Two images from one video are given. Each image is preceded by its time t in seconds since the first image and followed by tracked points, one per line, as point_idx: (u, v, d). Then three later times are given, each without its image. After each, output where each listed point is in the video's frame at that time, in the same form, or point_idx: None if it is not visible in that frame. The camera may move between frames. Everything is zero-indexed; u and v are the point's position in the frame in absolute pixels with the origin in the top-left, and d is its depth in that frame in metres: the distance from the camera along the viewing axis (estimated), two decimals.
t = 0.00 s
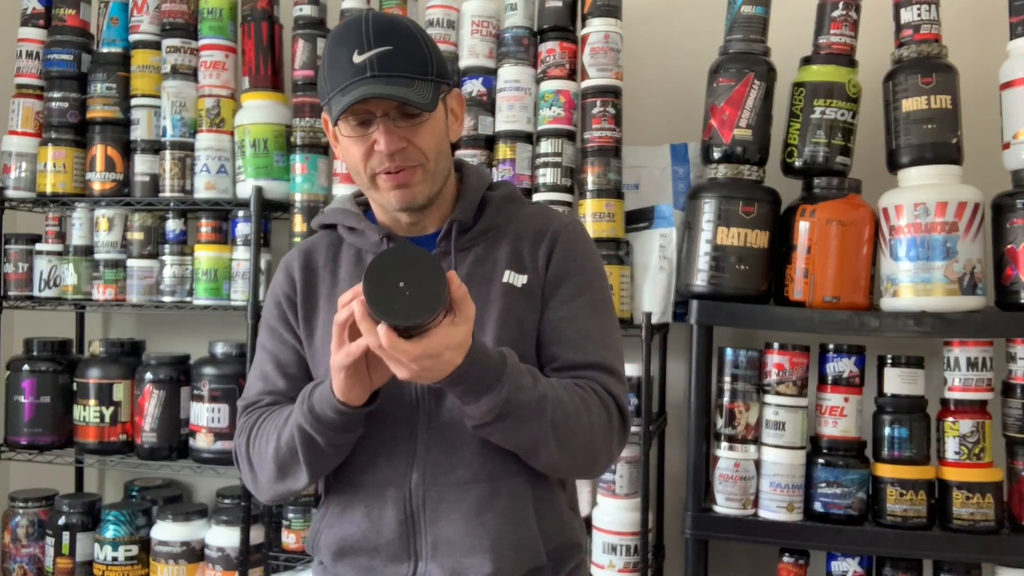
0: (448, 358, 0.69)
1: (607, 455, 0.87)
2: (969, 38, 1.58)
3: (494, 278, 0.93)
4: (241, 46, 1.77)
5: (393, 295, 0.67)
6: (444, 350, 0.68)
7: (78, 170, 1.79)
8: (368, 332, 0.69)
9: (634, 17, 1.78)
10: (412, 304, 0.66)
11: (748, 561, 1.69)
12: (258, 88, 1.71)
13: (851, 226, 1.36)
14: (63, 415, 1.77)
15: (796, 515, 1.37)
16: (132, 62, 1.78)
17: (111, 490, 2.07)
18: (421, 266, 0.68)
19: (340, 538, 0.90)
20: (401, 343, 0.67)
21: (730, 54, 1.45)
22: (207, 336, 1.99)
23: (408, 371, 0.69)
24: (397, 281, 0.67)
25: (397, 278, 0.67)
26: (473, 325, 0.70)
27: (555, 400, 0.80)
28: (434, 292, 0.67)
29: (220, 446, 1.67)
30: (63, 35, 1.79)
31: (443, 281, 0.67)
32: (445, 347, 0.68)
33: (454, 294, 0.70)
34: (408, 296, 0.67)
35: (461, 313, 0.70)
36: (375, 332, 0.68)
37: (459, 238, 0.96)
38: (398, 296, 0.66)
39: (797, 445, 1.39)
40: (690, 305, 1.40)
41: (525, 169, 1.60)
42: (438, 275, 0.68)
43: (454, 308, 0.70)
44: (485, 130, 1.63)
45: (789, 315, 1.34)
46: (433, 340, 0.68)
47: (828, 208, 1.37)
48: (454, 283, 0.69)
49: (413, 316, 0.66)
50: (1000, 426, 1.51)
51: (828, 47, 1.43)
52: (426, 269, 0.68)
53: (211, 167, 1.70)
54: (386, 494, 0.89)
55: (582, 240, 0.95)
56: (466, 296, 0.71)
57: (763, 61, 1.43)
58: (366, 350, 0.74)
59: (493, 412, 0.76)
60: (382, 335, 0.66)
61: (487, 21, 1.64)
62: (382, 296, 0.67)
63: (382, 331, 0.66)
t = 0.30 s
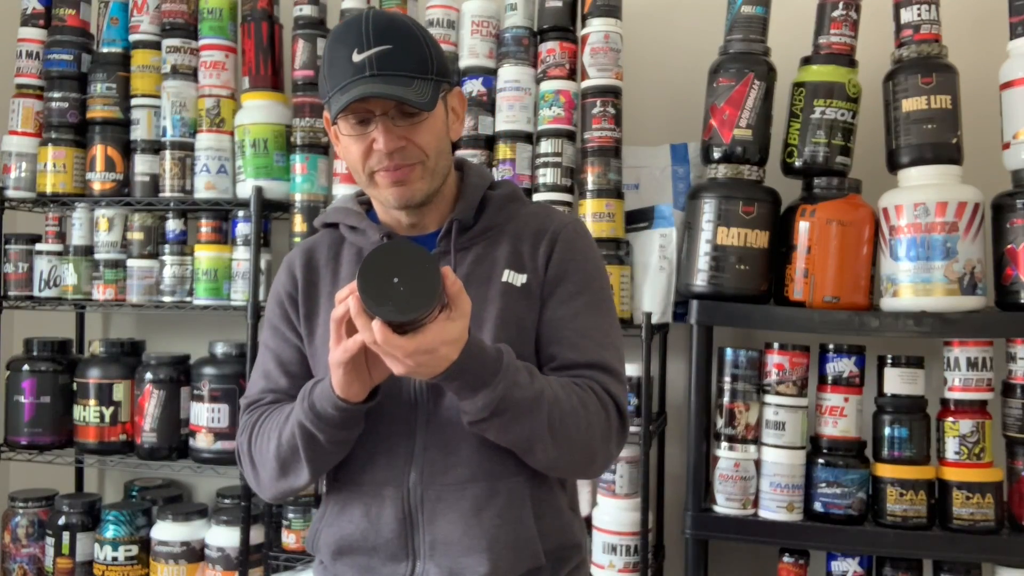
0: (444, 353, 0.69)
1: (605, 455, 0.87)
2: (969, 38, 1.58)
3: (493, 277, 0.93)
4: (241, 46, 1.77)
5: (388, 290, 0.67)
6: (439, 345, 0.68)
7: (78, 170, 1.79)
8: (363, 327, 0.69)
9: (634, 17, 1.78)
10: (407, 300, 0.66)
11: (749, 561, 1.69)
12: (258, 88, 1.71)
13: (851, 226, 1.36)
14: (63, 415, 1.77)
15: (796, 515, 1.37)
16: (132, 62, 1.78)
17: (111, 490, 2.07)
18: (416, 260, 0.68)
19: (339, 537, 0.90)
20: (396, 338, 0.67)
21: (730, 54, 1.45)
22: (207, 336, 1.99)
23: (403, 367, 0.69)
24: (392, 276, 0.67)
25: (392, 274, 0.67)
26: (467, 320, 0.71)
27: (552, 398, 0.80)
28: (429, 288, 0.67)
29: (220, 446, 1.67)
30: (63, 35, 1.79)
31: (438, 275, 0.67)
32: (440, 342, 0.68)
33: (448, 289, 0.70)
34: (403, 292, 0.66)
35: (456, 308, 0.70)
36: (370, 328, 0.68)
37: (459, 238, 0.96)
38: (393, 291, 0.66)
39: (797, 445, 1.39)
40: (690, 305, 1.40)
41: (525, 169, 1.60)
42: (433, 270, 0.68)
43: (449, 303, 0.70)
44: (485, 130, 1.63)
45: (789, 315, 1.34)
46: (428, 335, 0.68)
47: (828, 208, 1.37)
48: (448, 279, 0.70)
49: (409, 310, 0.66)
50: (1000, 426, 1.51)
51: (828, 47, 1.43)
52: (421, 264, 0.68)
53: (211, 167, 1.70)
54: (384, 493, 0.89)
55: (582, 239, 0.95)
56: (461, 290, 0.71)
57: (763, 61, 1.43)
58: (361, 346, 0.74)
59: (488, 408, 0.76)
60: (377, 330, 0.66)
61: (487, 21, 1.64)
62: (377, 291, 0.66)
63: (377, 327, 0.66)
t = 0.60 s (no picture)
0: (448, 347, 0.69)
1: (612, 456, 0.86)
2: (969, 38, 1.58)
3: (502, 275, 0.93)
4: (241, 46, 1.77)
5: (393, 280, 0.67)
6: (444, 338, 0.68)
7: (78, 170, 1.79)
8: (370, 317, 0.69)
9: (634, 17, 1.78)
10: (412, 290, 0.66)
11: (748, 561, 1.69)
12: (258, 88, 1.71)
13: (850, 226, 1.36)
14: (63, 415, 1.77)
15: (796, 515, 1.37)
16: (131, 62, 1.78)
17: (111, 490, 2.07)
18: (423, 251, 0.68)
19: (345, 533, 0.90)
20: (400, 329, 0.67)
21: (730, 54, 1.45)
22: (207, 336, 1.99)
23: (408, 359, 0.69)
24: (398, 266, 0.67)
25: (398, 264, 0.68)
26: (474, 313, 0.70)
27: (559, 395, 0.80)
28: (434, 279, 0.67)
29: (220, 446, 1.67)
30: (63, 35, 1.79)
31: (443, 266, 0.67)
32: (446, 334, 0.68)
33: (455, 282, 0.70)
34: (408, 283, 0.67)
35: (464, 301, 0.70)
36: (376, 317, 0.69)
37: (471, 234, 0.96)
38: (398, 282, 0.67)
39: (797, 445, 1.39)
40: (690, 304, 1.40)
41: (525, 169, 1.60)
42: (440, 261, 0.68)
43: (456, 296, 0.70)
44: (485, 130, 1.63)
45: (788, 314, 1.34)
46: (433, 327, 0.68)
47: (828, 208, 1.37)
48: (456, 270, 0.69)
49: (413, 301, 0.66)
50: (1000, 426, 1.51)
51: (828, 47, 1.43)
52: (428, 256, 0.68)
53: (211, 167, 1.70)
54: (390, 490, 0.89)
55: (595, 237, 0.95)
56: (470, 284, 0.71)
57: (763, 61, 1.43)
58: (366, 338, 0.74)
59: (493, 403, 0.76)
60: (381, 320, 0.67)
61: (487, 21, 1.64)
62: (382, 282, 0.67)
63: (382, 316, 0.66)
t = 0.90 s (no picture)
0: (449, 350, 0.69)
1: (618, 460, 0.86)
2: (969, 38, 1.58)
3: (510, 276, 0.93)
4: (241, 46, 1.77)
5: (390, 285, 0.67)
6: (444, 343, 0.68)
7: (78, 170, 1.79)
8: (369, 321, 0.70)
9: (634, 17, 1.78)
10: (408, 296, 0.66)
11: (749, 561, 1.69)
12: (258, 88, 1.71)
13: (850, 226, 1.36)
14: (63, 415, 1.77)
15: (796, 515, 1.37)
16: (131, 61, 1.78)
17: (111, 490, 2.07)
18: (421, 259, 0.69)
19: (356, 534, 0.91)
20: (396, 334, 0.66)
21: (730, 54, 1.45)
22: (207, 336, 1.99)
23: (406, 364, 0.68)
24: (396, 272, 0.68)
25: (397, 269, 0.68)
26: (475, 318, 0.70)
27: (562, 400, 0.79)
28: (431, 284, 0.67)
29: (220, 446, 1.67)
30: (63, 35, 1.79)
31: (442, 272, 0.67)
32: (445, 339, 0.68)
33: (454, 286, 0.69)
34: (405, 288, 0.67)
35: (465, 306, 0.70)
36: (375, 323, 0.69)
37: (479, 234, 0.96)
38: (395, 287, 0.67)
39: (797, 445, 1.39)
40: (689, 304, 1.40)
41: (525, 169, 1.60)
42: (438, 268, 0.68)
43: (456, 301, 0.70)
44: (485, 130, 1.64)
45: (788, 314, 1.34)
46: (432, 332, 0.67)
47: (828, 208, 1.37)
48: (455, 276, 0.69)
49: (409, 306, 0.66)
50: (1000, 426, 1.51)
51: (828, 47, 1.43)
52: (426, 262, 0.68)
53: (211, 167, 1.70)
54: (399, 491, 0.89)
55: (605, 237, 0.94)
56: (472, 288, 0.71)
57: (764, 61, 1.43)
58: (367, 342, 0.74)
59: (493, 409, 0.76)
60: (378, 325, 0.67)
61: (487, 21, 1.64)
62: (380, 286, 0.67)
63: (379, 321, 0.67)
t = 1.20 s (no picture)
0: (460, 353, 0.69)
1: (637, 465, 0.86)
2: (969, 38, 1.58)
3: (530, 277, 0.93)
4: (240, 46, 1.77)
5: (399, 288, 0.67)
6: (454, 346, 0.68)
7: (78, 170, 1.79)
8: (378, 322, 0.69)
9: (634, 17, 1.78)
10: (417, 300, 0.66)
11: (749, 562, 1.69)
12: (257, 88, 1.71)
13: (851, 226, 1.36)
14: (63, 415, 1.77)
15: (796, 515, 1.37)
16: (131, 61, 1.78)
17: (111, 490, 2.07)
18: (430, 259, 0.68)
19: (376, 534, 0.92)
20: (404, 337, 0.67)
21: (730, 54, 1.45)
22: (207, 336, 1.99)
23: (416, 365, 0.69)
24: (405, 273, 0.67)
25: (404, 271, 0.67)
26: (486, 320, 0.70)
27: (577, 404, 0.80)
28: (440, 287, 0.66)
29: (220, 446, 1.67)
30: (62, 35, 1.78)
31: (451, 273, 0.67)
32: (454, 342, 0.68)
33: (464, 288, 0.69)
34: (414, 291, 0.67)
35: (476, 309, 0.70)
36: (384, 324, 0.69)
37: (500, 235, 0.97)
38: (404, 290, 0.67)
39: (797, 445, 1.39)
40: (689, 304, 1.40)
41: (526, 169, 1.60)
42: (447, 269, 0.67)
43: (467, 303, 0.70)
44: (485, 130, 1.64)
45: (788, 315, 1.34)
46: (441, 335, 0.68)
47: (828, 208, 1.37)
48: (466, 278, 0.69)
49: (418, 310, 0.66)
50: (1000, 427, 1.51)
51: (828, 47, 1.43)
52: (435, 263, 0.67)
53: (211, 167, 1.70)
54: (417, 493, 0.90)
55: (628, 238, 0.94)
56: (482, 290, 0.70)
57: (764, 61, 1.43)
58: (380, 344, 0.74)
59: (507, 412, 0.76)
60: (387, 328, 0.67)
61: (487, 21, 1.63)
62: (389, 288, 0.67)
63: (387, 324, 0.67)
